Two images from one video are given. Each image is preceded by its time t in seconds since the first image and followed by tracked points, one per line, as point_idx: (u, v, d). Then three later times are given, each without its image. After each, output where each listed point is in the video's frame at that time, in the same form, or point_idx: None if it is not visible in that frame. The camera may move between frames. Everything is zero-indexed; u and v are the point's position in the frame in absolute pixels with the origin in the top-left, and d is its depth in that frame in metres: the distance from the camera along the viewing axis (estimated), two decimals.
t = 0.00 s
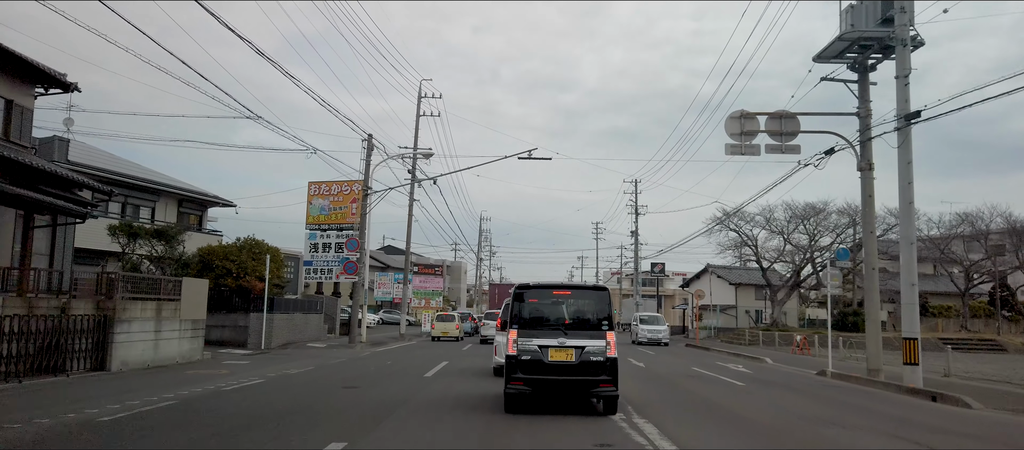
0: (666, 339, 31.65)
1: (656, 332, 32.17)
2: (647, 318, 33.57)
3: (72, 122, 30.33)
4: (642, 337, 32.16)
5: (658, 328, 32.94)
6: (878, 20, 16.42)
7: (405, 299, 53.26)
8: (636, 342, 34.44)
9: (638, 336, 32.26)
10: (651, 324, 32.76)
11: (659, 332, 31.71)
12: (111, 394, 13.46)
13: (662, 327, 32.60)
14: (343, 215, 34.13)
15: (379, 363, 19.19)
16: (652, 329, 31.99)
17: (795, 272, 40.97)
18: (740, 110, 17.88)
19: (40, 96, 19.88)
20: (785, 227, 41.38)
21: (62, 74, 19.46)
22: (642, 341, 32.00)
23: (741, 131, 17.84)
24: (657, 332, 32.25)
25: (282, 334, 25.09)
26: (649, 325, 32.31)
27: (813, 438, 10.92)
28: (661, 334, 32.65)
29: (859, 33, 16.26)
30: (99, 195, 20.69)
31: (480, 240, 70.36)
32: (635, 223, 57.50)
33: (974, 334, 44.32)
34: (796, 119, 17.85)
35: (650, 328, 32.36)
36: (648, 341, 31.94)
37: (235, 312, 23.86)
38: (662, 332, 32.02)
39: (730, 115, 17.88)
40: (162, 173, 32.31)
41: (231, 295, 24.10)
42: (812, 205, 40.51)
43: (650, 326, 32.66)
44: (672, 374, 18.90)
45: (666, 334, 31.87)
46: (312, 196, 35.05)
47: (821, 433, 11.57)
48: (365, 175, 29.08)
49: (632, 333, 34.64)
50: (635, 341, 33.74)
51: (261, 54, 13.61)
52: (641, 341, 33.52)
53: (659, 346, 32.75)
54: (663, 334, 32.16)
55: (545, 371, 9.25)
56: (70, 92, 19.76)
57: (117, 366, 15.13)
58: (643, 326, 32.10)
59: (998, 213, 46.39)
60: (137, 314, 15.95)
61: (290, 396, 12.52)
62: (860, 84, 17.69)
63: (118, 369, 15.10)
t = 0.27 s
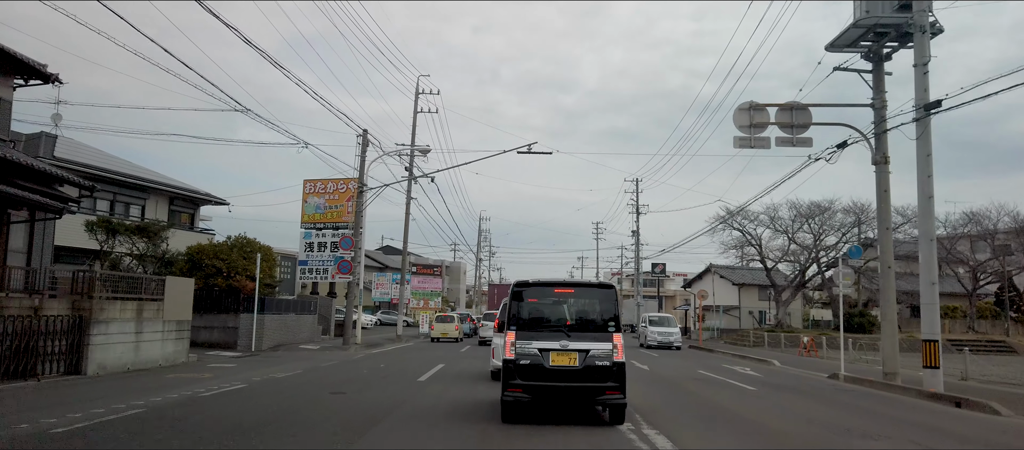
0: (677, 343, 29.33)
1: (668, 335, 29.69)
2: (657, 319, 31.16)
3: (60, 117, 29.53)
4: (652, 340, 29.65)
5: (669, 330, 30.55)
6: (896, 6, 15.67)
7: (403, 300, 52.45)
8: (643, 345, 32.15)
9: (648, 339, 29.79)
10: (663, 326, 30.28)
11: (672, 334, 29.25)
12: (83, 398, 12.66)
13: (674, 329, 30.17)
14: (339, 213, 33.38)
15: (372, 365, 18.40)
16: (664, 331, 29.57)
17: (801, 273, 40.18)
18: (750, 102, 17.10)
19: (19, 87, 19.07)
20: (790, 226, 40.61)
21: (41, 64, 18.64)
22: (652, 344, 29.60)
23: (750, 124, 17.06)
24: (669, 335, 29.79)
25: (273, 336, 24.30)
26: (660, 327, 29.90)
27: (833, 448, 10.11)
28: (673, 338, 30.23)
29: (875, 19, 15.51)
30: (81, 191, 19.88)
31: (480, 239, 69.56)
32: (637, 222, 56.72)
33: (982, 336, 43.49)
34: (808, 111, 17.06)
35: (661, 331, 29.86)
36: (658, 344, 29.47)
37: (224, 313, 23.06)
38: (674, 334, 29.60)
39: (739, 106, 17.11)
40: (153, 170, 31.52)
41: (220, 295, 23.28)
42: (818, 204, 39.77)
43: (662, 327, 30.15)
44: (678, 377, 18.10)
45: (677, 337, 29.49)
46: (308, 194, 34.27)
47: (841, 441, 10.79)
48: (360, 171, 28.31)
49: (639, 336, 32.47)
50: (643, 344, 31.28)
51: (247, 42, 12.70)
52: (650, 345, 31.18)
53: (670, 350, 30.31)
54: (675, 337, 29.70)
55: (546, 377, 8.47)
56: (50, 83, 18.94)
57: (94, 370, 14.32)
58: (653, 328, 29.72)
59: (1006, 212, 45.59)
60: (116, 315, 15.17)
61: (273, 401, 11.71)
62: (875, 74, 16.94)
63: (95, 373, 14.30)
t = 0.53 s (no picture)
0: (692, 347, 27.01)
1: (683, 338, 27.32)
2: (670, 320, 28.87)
3: (49, 114, 28.85)
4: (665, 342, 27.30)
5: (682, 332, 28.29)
6: None
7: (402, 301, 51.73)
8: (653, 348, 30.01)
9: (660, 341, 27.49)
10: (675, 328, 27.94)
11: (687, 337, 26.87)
12: (57, 403, 11.94)
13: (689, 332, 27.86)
14: (336, 212, 32.70)
15: (366, 368, 17.73)
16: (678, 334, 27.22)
17: (805, 273, 39.45)
18: (759, 93, 16.41)
19: None
20: (795, 225, 39.90)
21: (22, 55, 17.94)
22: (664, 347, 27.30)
23: (759, 116, 16.37)
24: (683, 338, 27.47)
25: (265, 337, 23.62)
26: (673, 329, 27.61)
27: None
28: (687, 341, 27.97)
29: (892, 5, 14.83)
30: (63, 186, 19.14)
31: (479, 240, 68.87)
32: (638, 222, 55.99)
33: (990, 336, 42.78)
34: (820, 103, 16.37)
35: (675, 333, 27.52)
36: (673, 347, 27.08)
37: (215, 314, 22.40)
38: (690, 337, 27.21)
39: (747, 98, 16.42)
40: (144, 168, 30.85)
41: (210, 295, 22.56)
42: (823, 203, 39.11)
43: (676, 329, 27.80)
44: (684, 380, 17.41)
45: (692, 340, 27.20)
46: (303, 193, 33.57)
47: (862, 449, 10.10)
48: (356, 168, 27.60)
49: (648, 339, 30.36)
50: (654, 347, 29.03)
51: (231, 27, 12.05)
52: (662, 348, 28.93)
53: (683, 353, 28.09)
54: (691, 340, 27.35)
55: (547, 383, 7.78)
56: (31, 75, 18.25)
57: (71, 373, 13.60)
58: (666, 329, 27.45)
59: (1014, 211, 44.91)
60: (96, 315, 14.46)
61: (255, 407, 10.99)
62: (890, 63, 16.24)
63: (72, 376, 13.58)
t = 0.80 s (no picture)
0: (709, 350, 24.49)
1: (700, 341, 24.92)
2: (684, 321, 26.40)
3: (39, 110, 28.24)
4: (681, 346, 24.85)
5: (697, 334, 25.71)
6: None
7: (401, 301, 51.11)
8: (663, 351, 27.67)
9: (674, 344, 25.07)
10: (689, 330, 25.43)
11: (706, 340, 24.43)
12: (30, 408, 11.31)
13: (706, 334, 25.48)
14: (332, 211, 32.07)
15: (361, 370, 17.11)
16: (694, 337, 24.77)
17: (810, 273, 38.82)
18: (768, 85, 15.79)
19: None
20: (799, 225, 39.30)
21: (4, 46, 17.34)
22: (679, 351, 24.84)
23: (768, 109, 15.76)
24: (700, 340, 25.05)
25: (258, 338, 22.99)
26: (689, 331, 25.24)
27: None
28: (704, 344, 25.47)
29: None
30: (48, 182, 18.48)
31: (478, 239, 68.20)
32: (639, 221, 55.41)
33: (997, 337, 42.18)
34: (831, 96, 15.75)
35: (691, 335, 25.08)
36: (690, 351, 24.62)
37: (205, 314, 21.77)
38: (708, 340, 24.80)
39: (756, 90, 15.81)
40: (136, 165, 30.23)
41: (201, 295, 21.93)
42: (828, 202, 38.50)
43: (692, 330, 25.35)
44: (690, 383, 16.79)
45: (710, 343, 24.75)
46: (299, 191, 32.94)
47: None
48: (352, 165, 26.97)
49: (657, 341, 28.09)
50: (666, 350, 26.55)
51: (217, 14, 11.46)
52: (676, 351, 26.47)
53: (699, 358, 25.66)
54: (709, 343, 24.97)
55: (548, 389, 7.18)
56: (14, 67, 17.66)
57: (49, 376, 12.97)
58: (681, 332, 25.09)
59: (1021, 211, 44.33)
60: (77, 316, 13.84)
61: (237, 413, 10.32)
62: (904, 54, 15.64)
63: (50, 380, 12.95)
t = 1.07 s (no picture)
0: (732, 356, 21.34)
1: (722, 345, 21.90)
2: (702, 322, 23.34)
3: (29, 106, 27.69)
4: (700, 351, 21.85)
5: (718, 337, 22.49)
6: None
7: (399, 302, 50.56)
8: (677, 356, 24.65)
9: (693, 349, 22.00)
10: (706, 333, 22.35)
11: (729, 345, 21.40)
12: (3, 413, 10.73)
13: (728, 337, 22.41)
14: (329, 210, 31.52)
15: (354, 373, 16.55)
16: (715, 340, 21.71)
17: (814, 273, 38.25)
18: (776, 77, 15.26)
19: None
20: (802, 224, 38.77)
21: None
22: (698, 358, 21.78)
23: (776, 102, 15.22)
24: (722, 344, 22.03)
25: (251, 339, 22.43)
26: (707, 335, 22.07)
27: None
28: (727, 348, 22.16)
29: None
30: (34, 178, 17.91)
31: (478, 240, 67.61)
32: (640, 221, 54.98)
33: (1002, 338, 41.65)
34: (842, 88, 15.21)
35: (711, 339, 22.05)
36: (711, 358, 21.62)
37: (195, 314, 21.22)
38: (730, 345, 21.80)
39: (763, 83, 15.27)
40: (129, 163, 29.69)
41: (192, 295, 21.38)
42: (832, 200, 37.94)
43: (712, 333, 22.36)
44: (696, 387, 16.22)
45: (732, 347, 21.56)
46: (296, 190, 32.39)
47: None
48: (348, 162, 26.41)
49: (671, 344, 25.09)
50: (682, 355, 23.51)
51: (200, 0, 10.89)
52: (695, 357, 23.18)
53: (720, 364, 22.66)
54: (732, 348, 21.95)
55: (549, 395, 6.65)
56: None
57: (28, 379, 12.40)
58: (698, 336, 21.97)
59: None
60: (57, 317, 13.29)
61: (219, 419, 9.74)
62: (917, 45, 15.10)
63: (28, 383, 12.39)
